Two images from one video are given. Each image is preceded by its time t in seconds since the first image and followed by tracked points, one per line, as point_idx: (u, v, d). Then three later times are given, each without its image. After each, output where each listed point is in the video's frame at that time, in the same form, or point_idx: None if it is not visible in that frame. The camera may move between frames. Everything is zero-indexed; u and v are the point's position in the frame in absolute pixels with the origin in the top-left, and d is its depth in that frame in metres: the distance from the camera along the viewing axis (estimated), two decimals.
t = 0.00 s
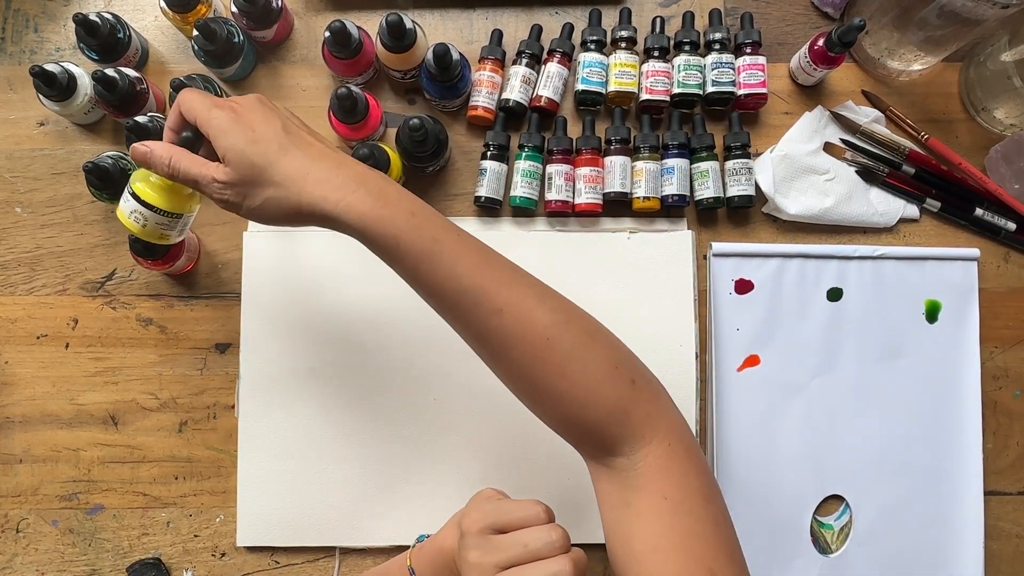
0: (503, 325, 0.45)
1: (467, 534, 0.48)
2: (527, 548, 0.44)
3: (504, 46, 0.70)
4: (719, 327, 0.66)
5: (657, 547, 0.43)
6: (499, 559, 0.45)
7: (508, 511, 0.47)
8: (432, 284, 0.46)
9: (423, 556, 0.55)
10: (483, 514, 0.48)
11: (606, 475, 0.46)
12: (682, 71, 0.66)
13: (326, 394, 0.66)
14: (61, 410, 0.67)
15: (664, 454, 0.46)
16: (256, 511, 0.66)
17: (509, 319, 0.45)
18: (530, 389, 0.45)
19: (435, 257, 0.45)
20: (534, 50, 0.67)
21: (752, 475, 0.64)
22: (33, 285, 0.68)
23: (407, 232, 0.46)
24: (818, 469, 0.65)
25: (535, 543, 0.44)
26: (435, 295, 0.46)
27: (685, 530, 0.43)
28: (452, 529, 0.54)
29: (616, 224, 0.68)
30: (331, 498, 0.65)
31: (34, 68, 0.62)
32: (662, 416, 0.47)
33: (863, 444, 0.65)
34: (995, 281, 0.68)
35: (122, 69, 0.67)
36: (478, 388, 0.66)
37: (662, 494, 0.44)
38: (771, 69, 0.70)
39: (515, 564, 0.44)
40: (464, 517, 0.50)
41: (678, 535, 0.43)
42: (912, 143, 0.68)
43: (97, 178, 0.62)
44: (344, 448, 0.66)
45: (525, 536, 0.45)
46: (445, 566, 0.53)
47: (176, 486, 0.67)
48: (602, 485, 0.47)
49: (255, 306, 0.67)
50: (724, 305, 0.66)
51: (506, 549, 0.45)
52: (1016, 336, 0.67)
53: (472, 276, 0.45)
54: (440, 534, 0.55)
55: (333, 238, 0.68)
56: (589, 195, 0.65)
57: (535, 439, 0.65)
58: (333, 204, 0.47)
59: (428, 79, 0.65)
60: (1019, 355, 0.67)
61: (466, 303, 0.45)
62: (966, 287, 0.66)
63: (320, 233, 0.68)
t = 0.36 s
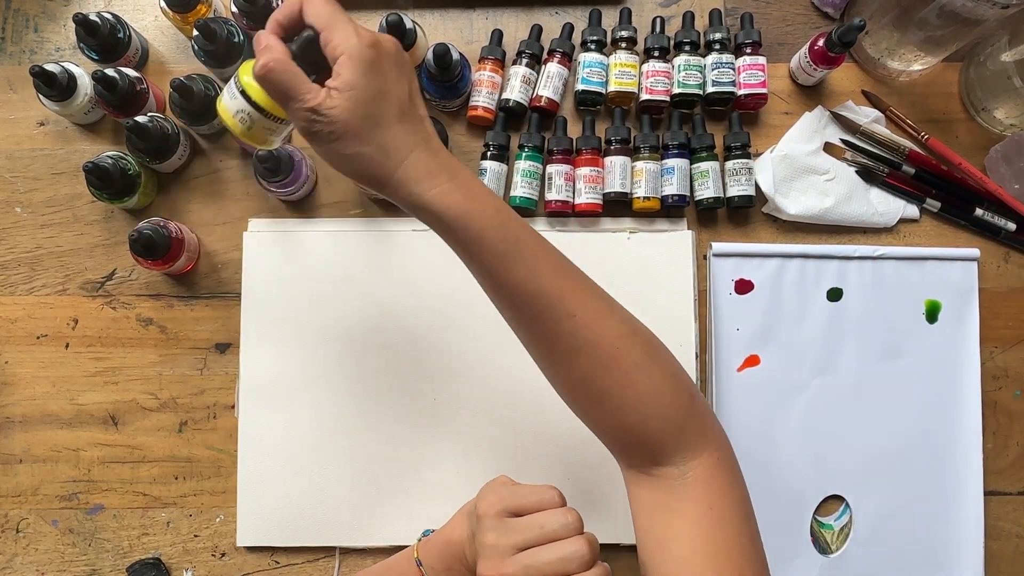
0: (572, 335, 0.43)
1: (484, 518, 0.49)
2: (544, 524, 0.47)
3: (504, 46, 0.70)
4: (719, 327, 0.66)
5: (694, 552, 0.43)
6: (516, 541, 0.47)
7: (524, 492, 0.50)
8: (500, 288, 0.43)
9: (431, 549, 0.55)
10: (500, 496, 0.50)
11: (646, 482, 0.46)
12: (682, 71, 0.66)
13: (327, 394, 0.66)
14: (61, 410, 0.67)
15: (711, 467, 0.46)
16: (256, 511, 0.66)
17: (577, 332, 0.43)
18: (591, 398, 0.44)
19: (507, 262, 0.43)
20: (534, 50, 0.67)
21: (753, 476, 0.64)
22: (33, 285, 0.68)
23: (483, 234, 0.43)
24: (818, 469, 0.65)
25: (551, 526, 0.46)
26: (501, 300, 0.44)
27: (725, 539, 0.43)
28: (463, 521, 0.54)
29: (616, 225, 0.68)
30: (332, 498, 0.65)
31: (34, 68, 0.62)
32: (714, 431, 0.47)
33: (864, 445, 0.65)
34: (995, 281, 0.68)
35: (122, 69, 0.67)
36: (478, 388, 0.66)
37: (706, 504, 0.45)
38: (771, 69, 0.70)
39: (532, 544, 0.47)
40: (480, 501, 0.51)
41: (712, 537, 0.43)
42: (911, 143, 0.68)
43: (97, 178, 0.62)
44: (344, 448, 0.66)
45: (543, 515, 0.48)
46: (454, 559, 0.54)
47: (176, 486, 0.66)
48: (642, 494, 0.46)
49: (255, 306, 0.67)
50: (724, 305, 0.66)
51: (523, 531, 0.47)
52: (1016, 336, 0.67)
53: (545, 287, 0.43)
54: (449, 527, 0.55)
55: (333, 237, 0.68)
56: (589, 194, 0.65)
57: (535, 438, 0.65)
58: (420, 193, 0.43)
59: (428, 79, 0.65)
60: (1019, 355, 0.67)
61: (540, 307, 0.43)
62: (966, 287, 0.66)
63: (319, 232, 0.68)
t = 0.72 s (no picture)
0: (668, 361, 0.38)
1: (488, 505, 0.50)
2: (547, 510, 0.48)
3: (504, 46, 0.70)
4: (719, 327, 0.66)
5: None
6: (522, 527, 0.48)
7: (531, 483, 0.51)
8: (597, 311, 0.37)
9: (433, 541, 0.55)
10: (504, 486, 0.51)
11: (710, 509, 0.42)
12: (682, 71, 0.66)
13: (327, 394, 0.66)
14: (61, 410, 0.67)
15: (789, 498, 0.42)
16: (255, 510, 0.66)
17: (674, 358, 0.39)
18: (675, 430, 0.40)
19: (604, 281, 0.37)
20: (534, 50, 0.67)
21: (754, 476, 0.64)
22: (32, 285, 0.68)
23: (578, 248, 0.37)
24: (818, 470, 0.65)
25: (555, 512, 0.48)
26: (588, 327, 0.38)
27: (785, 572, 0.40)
28: (466, 514, 0.55)
29: (616, 225, 0.68)
30: (332, 498, 0.65)
31: (34, 69, 0.62)
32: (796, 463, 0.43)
33: (865, 446, 0.65)
34: (995, 281, 0.68)
35: (122, 69, 0.67)
36: (478, 388, 0.66)
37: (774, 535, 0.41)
38: (771, 69, 0.70)
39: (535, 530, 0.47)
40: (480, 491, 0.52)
41: (775, 563, 0.39)
42: (911, 143, 0.68)
43: (97, 178, 0.62)
44: (345, 449, 0.66)
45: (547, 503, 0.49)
46: (456, 552, 0.54)
47: (176, 486, 0.66)
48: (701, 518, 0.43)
49: (255, 305, 0.67)
50: (725, 305, 0.66)
51: (527, 516, 0.48)
52: (1016, 336, 0.67)
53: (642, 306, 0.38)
54: (452, 520, 0.56)
55: (333, 238, 0.68)
56: (589, 195, 0.65)
57: (535, 438, 0.65)
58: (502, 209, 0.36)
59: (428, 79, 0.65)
60: (1019, 355, 0.67)
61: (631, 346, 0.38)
62: (966, 288, 0.66)
63: (320, 232, 0.68)
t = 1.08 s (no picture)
0: (745, 420, 0.38)
1: (483, 503, 0.51)
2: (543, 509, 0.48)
3: (504, 46, 0.70)
4: (719, 327, 0.66)
5: None
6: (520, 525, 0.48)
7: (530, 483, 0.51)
8: (686, 380, 0.36)
9: (432, 542, 0.55)
10: (500, 484, 0.52)
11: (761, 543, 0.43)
12: (682, 71, 0.66)
13: (326, 395, 0.66)
14: (61, 410, 0.67)
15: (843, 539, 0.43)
16: (255, 510, 0.66)
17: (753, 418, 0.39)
18: (738, 483, 0.40)
19: (699, 349, 0.36)
20: (534, 50, 0.67)
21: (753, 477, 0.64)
22: (32, 284, 0.68)
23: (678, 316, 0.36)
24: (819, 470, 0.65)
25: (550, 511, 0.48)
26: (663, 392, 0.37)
27: None
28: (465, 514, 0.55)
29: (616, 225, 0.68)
30: (333, 498, 0.65)
31: (34, 68, 0.62)
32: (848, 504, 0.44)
33: (866, 446, 0.65)
34: (995, 281, 0.68)
35: (122, 69, 0.67)
36: (478, 388, 0.66)
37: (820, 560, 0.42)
38: (771, 69, 0.70)
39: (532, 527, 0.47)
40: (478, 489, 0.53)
41: None
42: (911, 143, 0.68)
43: (97, 178, 0.62)
44: (345, 449, 0.66)
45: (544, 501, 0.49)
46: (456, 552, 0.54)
47: (176, 486, 0.66)
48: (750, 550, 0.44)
49: (255, 305, 0.67)
50: (724, 305, 0.66)
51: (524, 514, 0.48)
52: (1016, 336, 0.67)
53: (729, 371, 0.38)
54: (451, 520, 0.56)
55: (333, 238, 0.68)
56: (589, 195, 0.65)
57: (535, 438, 0.65)
58: (589, 278, 0.34)
59: (427, 79, 0.65)
60: (1019, 355, 0.67)
61: (707, 411, 0.38)
62: (966, 288, 0.66)
63: (320, 232, 0.68)
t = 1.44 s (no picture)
0: (891, 555, 0.46)
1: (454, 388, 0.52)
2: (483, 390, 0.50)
3: (504, 46, 0.70)
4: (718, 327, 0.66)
5: None
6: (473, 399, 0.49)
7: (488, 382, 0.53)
8: (838, 513, 0.45)
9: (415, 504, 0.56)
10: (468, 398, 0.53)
11: None
12: (682, 71, 0.66)
13: (327, 395, 0.66)
14: (61, 410, 0.67)
15: None
16: (255, 510, 0.66)
17: (893, 558, 0.46)
18: None
19: (862, 493, 0.45)
20: (534, 50, 0.67)
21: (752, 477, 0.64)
22: (33, 285, 0.68)
23: (852, 459, 0.44)
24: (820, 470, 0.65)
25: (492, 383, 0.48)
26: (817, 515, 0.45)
27: None
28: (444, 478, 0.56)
29: (616, 225, 0.68)
30: (332, 497, 0.65)
31: (34, 69, 0.62)
32: None
33: (866, 446, 0.65)
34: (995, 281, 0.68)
35: (122, 69, 0.67)
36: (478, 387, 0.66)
37: None
38: (771, 69, 0.70)
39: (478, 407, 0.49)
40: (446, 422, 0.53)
41: None
42: (912, 143, 0.68)
43: (97, 178, 0.62)
44: (345, 448, 0.66)
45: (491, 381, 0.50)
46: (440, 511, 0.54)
47: (176, 486, 0.67)
48: None
49: (255, 305, 0.67)
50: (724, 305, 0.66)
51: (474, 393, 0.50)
52: (1017, 336, 0.67)
53: (886, 522, 0.45)
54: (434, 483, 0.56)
55: (333, 237, 0.68)
56: (589, 195, 0.65)
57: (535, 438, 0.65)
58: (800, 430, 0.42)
59: (427, 78, 0.65)
60: (1019, 355, 0.67)
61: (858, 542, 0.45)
62: (966, 287, 0.66)
63: (320, 233, 0.68)
